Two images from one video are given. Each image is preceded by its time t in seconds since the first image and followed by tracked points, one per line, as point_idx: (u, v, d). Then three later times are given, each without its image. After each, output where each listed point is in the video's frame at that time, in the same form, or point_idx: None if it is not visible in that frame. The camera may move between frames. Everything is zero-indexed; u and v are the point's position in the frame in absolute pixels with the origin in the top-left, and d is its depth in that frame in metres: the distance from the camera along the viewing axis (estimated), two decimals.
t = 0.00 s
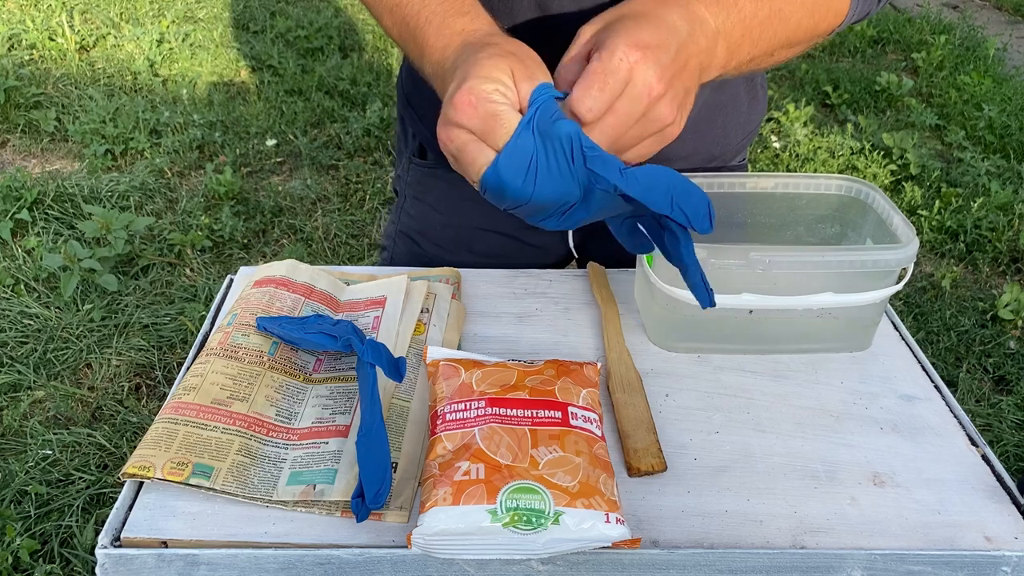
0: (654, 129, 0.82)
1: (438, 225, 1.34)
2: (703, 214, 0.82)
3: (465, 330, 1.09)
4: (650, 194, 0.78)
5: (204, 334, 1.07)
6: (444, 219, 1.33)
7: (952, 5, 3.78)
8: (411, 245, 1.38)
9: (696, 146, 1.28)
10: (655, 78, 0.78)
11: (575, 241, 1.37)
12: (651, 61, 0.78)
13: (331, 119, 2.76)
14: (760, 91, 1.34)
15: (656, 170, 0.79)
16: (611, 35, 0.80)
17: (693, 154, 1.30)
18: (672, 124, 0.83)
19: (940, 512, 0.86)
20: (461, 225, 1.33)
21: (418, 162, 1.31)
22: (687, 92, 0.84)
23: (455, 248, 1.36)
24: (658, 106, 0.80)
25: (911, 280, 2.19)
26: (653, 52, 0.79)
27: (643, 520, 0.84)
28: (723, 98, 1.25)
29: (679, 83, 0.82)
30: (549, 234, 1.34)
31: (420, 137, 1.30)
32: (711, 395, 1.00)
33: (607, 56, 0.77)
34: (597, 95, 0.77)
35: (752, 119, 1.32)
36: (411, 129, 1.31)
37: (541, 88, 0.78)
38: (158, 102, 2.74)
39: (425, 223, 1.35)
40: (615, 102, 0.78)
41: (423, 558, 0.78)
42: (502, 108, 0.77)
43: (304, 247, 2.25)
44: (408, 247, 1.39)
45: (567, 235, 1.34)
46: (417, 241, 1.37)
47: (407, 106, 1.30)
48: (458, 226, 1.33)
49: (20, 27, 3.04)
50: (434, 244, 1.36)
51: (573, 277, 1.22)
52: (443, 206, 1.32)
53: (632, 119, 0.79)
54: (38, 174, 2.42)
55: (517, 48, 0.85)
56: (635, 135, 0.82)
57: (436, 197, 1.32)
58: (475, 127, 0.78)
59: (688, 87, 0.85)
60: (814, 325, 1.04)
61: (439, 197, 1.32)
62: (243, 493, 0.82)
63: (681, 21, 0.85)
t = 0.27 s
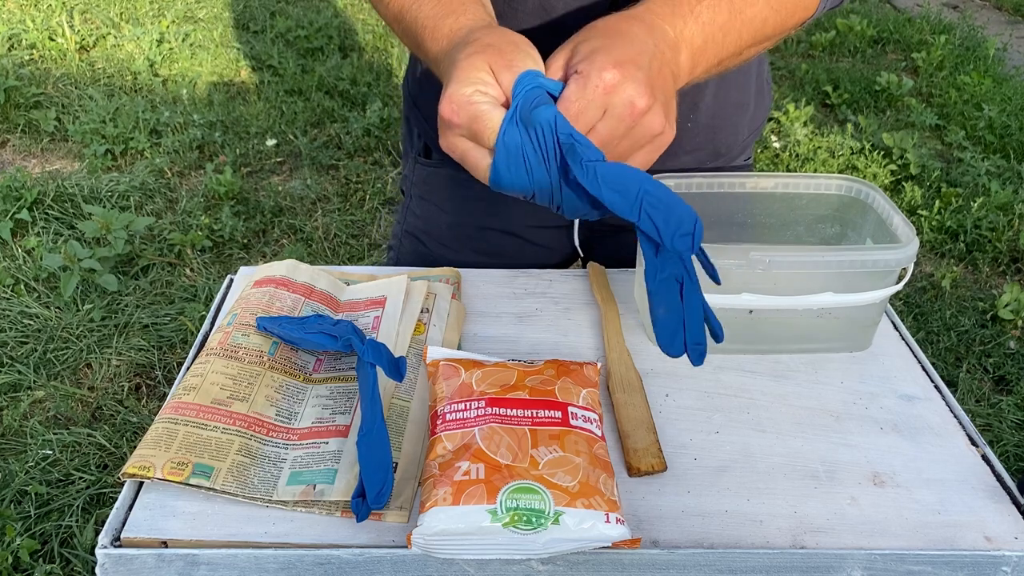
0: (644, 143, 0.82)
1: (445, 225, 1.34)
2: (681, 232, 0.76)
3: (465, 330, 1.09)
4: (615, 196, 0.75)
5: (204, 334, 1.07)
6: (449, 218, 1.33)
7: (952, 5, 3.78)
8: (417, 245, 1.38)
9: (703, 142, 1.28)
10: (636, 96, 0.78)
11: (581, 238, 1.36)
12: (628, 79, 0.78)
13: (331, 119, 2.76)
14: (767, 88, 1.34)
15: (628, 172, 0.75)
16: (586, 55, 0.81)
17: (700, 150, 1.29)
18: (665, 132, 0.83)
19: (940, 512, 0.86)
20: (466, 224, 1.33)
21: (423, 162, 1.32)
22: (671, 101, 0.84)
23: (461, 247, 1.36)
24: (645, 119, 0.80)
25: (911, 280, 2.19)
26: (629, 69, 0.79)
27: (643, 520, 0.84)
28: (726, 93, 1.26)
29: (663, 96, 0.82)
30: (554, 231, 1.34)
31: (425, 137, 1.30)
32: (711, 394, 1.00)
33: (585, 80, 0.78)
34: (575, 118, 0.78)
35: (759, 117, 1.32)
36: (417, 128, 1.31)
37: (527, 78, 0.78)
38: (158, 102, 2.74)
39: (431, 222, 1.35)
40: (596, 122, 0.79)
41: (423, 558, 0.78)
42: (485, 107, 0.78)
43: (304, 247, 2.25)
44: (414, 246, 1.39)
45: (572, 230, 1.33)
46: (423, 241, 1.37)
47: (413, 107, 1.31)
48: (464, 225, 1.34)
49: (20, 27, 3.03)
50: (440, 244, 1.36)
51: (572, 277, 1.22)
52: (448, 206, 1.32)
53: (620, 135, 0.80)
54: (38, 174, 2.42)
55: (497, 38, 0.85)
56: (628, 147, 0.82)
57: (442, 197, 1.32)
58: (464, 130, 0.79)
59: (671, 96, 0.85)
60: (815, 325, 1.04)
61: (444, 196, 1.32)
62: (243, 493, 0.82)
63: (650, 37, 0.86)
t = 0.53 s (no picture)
0: (618, 114, 0.85)
1: (444, 224, 1.35)
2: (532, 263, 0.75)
3: (465, 330, 1.09)
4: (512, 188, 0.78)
5: (204, 334, 1.07)
6: (449, 217, 1.34)
7: (952, 5, 3.78)
8: (417, 244, 1.38)
9: (701, 142, 1.27)
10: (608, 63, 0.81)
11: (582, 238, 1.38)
12: (602, 47, 0.82)
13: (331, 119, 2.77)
14: (766, 87, 1.33)
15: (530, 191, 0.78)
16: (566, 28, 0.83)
17: (698, 150, 1.29)
18: (637, 106, 0.85)
19: (939, 512, 0.86)
20: (466, 223, 1.34)
21: (424, 161, 1.32)
22: (646, 76, 0.87)
23: (461, 247, 1.36)
24: (615, 89, 0.83)
25: (911, 280, 2.19)
26: (603, 37, 0.83)
27: (643, 520, 0.84)
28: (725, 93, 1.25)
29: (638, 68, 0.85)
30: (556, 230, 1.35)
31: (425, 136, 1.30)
32: (711, 395, 1.00)
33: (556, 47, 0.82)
34: (541, 86, 0.82)
35: (758, 116, 1.32)
36: (417, 128, 1.31)
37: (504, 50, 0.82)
38: (158, 102, 2.74)
39: (431, 221, 1.35)
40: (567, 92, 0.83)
41: (423, 558, 0.78)
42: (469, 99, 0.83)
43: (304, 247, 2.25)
44: (414, 245, 1.39)
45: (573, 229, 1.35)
46: (423, 240, 1.38)
47: (413, 107, 1.31)
48: (464, 225, 1.34)
49: (20, 27, 3.04)
50: (441, 243, 1.36)
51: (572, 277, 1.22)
52: (449, 204, 1.33)
53: (591, 105, 0.84)
54: (38, 174, 2.42)
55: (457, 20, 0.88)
56: (596, 121, 0.86)
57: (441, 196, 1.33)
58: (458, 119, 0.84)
59: (647, 72, 0.88)
60: (815, 325, 1.04)
61: (446, 195, 1.32)
62: (243, 493, 0.82)
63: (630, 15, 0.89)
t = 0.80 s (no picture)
0: (607, 90, 0.82)
1: (443, 224, 1.34)
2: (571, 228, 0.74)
3: (465, 330, 1.09)
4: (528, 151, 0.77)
5: (204, 334, 1.07)
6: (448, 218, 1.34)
7: (952, 5, 3.78)
8: (416, 245, 1.37)
9: (700, 143, 1.27)
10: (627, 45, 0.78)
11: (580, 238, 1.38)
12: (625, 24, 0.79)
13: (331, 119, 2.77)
14: (766, 88, 1.33)
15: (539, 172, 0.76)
16: None
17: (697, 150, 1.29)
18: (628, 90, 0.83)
19: (939, 512, 0.86)
20: (465, 224, 1.34)
21: (423, 162, 1.32)
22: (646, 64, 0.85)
23: (460, 248, 1.35)
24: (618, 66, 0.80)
25: (911, 280, 2.19)
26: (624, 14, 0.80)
27: (643, 520, 0.84)
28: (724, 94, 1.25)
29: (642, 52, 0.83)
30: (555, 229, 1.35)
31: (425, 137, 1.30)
32: (711, 395, 1.00)
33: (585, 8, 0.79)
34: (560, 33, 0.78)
35: (757, 117, 1.32)
36: (416, 128, 1.31)
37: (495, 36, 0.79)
38: (158, 102, 2.74)
39: (431, 222, 1.35)
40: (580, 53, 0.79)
41: (423, 558, 0.78)
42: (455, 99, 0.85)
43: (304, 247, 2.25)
44: (413, 246, 1.38)
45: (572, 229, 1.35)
46: (421, 240, 1.37)
47: (412, 108, 1.31)
48: (463, 225, 1.34)
49: (20, 27, 3.03)
50: (439, 244, 1.36)
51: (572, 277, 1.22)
52: (448, 205, 1.32)
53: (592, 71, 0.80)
54: (38, 174, 2.42)
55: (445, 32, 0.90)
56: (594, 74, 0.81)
57: (441, 197, 1.33)
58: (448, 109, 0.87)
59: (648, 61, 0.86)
60: (815, 325, 1.04)
61: (445, 195, 1.32)
62: (243, 493, 0.82)
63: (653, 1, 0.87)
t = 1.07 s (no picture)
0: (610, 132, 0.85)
1: (442, 223, 1.34)
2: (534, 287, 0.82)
3: (465, 330, 1.09)
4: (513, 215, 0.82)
5: (204, 334, 1.07)
6: (448, 217, 1.33)
7: (952, 5, 3.78)
8: (413, 243, 1.38)
9: (696, 142, 1.27)
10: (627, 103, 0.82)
11: (578, 239, 1.37)
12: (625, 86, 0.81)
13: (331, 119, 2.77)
14: (765, 88, 1.32)
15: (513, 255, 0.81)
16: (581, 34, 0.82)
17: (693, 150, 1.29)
18: (634, 118, 0.84)
19: (939, 512, 0.86)
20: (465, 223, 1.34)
21: (422, 160, 1.31)
22: (655, 88, 0.86)
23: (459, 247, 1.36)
24: (617, 98, 0.82)
25: (911, 279, 2.19)
26: (615, 47, 0.81)
27: (643, 520, 0.84)
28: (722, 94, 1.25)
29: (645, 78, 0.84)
30: (552, 230, 1.36)
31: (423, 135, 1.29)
32: (711, 395, 1.00)
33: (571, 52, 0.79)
34: (547, 83, 0.79)
35: (755, 117, 1.31)
36: (415, 127, 1.30)
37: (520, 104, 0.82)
38: (158, 102, 2.74)
39: (429, 221, 1.35)
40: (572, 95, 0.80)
41: (423, 558, 0.78)
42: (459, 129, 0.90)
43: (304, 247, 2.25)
44: (411, 244, 1.38)
45: (569, 229, 1.35)
46: (419, 239, 1.37)
47: (410, 106, 1.30)
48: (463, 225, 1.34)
49: (20, 27, 3.03)
50: (439, 243, 1.36)
51: (572, 277, 1.22)
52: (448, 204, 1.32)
53: (591, 108, 0.81)
54: (38, 174, 2.42)
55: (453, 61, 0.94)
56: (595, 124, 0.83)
57: (440, 196, 1.33)
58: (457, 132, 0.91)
59: (657, 85, 0.86)
60: (815, 325, 1.04)
61: (445, 194, 1.32)
62: (243, 493, 0.82)
63: (654, 29, 0.86)
